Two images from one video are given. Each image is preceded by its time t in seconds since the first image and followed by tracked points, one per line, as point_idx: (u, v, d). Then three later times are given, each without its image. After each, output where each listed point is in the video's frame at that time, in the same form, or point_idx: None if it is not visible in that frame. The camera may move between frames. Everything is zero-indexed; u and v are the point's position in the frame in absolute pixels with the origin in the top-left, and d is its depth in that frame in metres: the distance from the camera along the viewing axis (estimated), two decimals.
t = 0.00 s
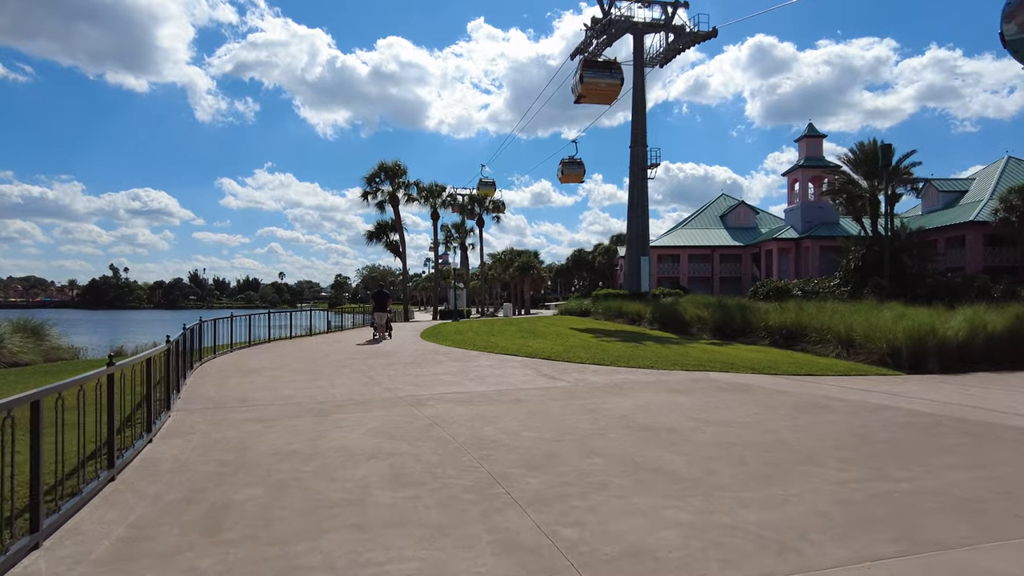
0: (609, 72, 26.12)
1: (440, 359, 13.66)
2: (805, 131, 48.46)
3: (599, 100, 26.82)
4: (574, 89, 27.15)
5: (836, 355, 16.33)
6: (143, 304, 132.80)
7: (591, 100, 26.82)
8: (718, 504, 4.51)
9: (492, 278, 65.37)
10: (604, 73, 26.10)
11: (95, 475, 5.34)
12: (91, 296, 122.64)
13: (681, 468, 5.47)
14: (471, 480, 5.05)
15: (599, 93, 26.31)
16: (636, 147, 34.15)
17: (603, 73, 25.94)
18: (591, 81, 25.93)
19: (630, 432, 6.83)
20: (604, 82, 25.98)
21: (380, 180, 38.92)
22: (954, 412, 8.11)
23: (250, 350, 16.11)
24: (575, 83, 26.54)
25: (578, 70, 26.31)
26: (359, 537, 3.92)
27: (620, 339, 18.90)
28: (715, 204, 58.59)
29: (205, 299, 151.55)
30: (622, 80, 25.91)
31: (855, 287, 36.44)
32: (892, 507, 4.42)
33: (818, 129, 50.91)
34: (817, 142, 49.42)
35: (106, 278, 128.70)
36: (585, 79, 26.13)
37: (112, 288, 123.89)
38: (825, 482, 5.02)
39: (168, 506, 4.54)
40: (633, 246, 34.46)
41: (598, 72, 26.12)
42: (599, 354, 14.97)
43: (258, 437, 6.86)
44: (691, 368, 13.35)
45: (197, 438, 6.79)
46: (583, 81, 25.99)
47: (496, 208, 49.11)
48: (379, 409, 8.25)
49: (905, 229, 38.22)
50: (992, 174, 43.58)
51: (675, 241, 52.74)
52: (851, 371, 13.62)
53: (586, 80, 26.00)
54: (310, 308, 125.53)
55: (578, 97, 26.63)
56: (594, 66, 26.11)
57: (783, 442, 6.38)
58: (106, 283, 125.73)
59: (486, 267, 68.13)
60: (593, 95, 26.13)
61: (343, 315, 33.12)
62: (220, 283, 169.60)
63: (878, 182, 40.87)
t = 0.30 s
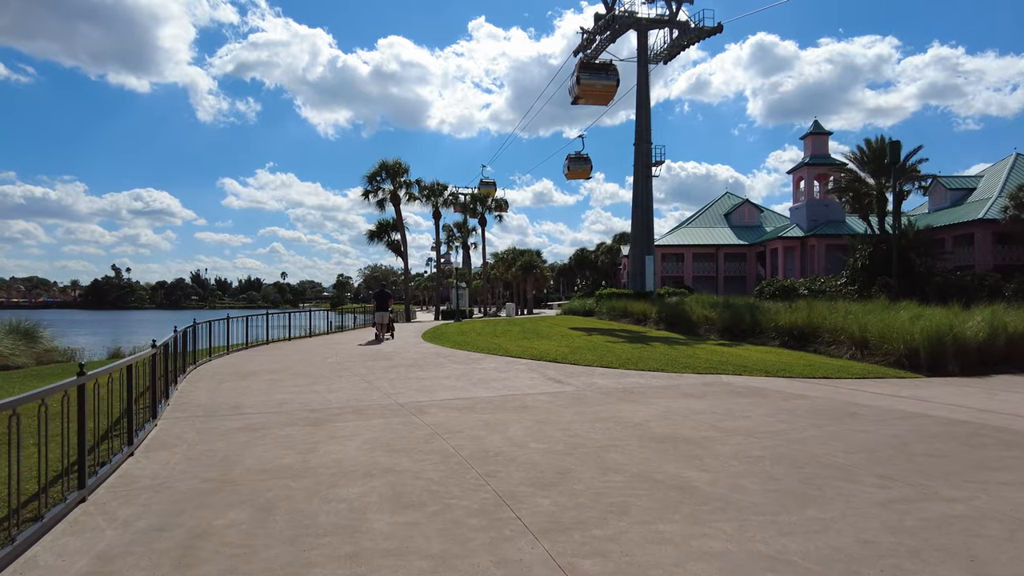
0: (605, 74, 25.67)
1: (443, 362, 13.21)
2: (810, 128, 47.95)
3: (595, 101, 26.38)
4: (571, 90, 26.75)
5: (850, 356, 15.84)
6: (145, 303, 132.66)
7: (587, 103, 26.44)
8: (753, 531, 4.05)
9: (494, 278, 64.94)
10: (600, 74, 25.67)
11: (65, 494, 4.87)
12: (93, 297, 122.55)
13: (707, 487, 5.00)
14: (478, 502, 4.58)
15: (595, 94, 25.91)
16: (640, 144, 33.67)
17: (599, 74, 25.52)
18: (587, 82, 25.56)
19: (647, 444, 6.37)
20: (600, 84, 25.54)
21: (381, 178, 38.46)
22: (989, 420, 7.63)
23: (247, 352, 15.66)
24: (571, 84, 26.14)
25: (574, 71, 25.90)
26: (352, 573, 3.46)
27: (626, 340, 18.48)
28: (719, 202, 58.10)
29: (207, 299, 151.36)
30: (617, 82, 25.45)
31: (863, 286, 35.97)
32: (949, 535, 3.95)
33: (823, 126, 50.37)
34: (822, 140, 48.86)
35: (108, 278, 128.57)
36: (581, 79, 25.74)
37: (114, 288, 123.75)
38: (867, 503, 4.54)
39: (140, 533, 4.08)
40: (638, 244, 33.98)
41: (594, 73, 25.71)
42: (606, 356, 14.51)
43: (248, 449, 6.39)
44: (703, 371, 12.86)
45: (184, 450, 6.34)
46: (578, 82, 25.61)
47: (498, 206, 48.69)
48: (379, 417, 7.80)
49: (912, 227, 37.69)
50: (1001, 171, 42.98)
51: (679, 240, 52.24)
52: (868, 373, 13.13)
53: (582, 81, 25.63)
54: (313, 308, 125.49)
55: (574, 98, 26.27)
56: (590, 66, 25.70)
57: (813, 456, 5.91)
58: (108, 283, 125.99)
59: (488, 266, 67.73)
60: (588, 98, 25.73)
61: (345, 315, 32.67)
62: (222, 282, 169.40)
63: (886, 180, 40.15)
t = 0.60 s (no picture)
0: (604, 77, 25.32)
1: (449, 363, 12.80)
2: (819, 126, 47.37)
3: (594, 103, 26.02)
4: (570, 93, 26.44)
5: (868, 358, 15.34)
6: (150, 303, 132.84)
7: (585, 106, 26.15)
8: (800, 558, 3.61)
9: (499, 277, 64.53)
10: (598, 77, 25.34)
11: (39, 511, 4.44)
12: (99, 296, 122.98)
13: (741, 504, 4.56)
14: (491, 520, 4.16)
15: (593, 97, 25.60)
16: (648, 141, 33.20)
17: (597, 77, 25.20)
18: (586, 85, 25.24)
19: (670, 453, 5.94)
20: (599, 86, 25.21)
21: (385, 177, 38.07)
22: None
23: (247, 353, 15.25)
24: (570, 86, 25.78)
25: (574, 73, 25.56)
26: None
27: (636, 340, 18.03)
28: (726, 201, 57.59)
29: (213, 299, 151.53)
30: (616, 85, 25.11)
31: (873, 285, 35.52)
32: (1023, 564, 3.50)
33: (831, 124, 49.78)
34: (830, 137, 48.25)
35: (114, 278, 128.73)
36: (580, 82, 25.39)
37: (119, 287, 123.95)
38: (924, 525, 4.09)
39: (115, 556, 3.66)
40: (646, 243, 33.53)
41: (593, 75, 25.35)
42: (616, 357, 14.08)
43: (242, 458, 5.97)
44: (718, 373, 12.42)
45: (173, 458, 5.93)
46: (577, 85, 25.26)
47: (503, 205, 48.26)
48: (382, 422, 7.38)
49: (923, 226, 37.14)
50: (1013, 169, 42.33)
51: (686, 239, 51.80)
52: (890, 375, 12.65)
53: (581, 84, 25.30)
54: (317, 307, 125.41)
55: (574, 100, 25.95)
56: (588, 69, 25.37)
57: (852, 468, 5.46)
58: (113, 283, 126.22)
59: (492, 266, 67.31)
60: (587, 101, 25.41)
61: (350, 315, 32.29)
62: (227, 282, 169.58)
63: (897, 178, 39.39)
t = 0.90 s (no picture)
0: (603, 82, 24.95)
1: (452, 365, 12.37)
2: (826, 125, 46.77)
3: (592, 107, 25.65)
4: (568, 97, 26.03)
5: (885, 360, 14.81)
6: (155, 303, 132.69)
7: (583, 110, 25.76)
8: None
9: (503, 277, 64.10)
10: (596, 81, 24.96)
11: None
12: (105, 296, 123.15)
13: (777, 526, 4.11)
14: (501, 547, 3.72)
15: (592, 102, 25.21)
16: (654, 140, 32.75)
17: (596, 81, 24.86)
18: (584, 89, 24.86)
19: (691, 467, 5.48)
20: (597, 91, 24.84)
21: (389, 176, 37.67)
22: None
23: (246, 355, 14.84)
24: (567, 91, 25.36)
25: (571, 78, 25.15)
26: None
27: (645, 341, 17.56)
28: (732, 201, 57.09)
29: (217, 299, 151.59)
30: (615, 89, 24.79)
31: (883, 285, 35.00)
32: None
33: (839, 123, 49.21)
34: (838, 137, 47.65)
35: (119, 278, 128.84)
36: (578, 86, 24.99)
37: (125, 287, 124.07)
38: (987, 554, 3.64)
39: None
40: (652, 243, 33.08)
41: (591, 80, 24.97)
42: (625, 359, 13.62)
43: (230, 469, 5.54)
44: (731, 376, 11.96)
45: (156, 469, 5.50)
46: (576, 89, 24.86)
47: (508, 204, 47.83)
48: (381, 430, 6.94)
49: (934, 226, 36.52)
50: None
51: (692, 239, 51.37)
52: (911, 378, 12.13)
53: (579, 87, 24.92)
54: (321, 307, 125.24)
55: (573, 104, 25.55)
56: (584, 73, 24.99)
57: (893, 483, 5.00)
58: (118, 283, 126.46)
59: (497, 266, 66.90)
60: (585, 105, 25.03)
61: (353, 316, 31.90)
62: (232, 282, 169.66)
63: (906, 177, 38.64)
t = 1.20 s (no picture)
0: (602, 86, 24.48)
1: (456, 369, 11.90)
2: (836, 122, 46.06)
3: (593, 112, 25.22)
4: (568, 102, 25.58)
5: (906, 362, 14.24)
6: (162, 303, 132.70)
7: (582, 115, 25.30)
8: None
9: (510, 277, 63.61)
10: (595, 85, 24.47)
11: None
12: (112, 297, 123.38)
13: (822, 558, 3.62)
14: None
15: (592, 107, 24.75)
16: (662, 137, 32.22)
17: (595, 85, 24.41)
18: (583, 94, 24.42)
19: (716, 485, 5.00)
20: (597, 95, 24.36)
21: (393, 175, 37.24)
22: None
23: (246, 358, 14.41)
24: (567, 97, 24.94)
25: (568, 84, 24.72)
26: None
27: (656, 343, 17.04)
28: (740, 200, 56.50)
29: (224, 299, 151.65)
30: (614, 94, 24.29)
31: (896, 284, 34.37)
32: None
33: (849, 120, 48.50)
34: (848, 134, 46.91)
35: (126, 279, 128.97)
36: (577, 91, 24.57)
37: (132, 288, 124.19)
38: None
39: None
40: (661, 242, 32.58)
41: (590, 84, 24.50)
42: (637, 362, 13.13)
43: (214, 486, 5.08)
44: (748, 380, 11.44)
45: (133, 486, 5.06)
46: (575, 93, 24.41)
47: (514, 203, 47.33)
48: (380, 440, 6.49)
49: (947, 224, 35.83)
50: None
51: (700, 238, 50.85)
52: (937, 381, 11.57)
53: (578, 92, 24.50)
54: (327, 307, 125.00)
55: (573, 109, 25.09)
56: (583, 78, 24.52)
57: (944, 505, 4.50)
58: (126, 283, 126.59)
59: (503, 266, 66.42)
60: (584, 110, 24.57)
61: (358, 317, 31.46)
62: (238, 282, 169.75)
63: (918, 174, 37.80)
